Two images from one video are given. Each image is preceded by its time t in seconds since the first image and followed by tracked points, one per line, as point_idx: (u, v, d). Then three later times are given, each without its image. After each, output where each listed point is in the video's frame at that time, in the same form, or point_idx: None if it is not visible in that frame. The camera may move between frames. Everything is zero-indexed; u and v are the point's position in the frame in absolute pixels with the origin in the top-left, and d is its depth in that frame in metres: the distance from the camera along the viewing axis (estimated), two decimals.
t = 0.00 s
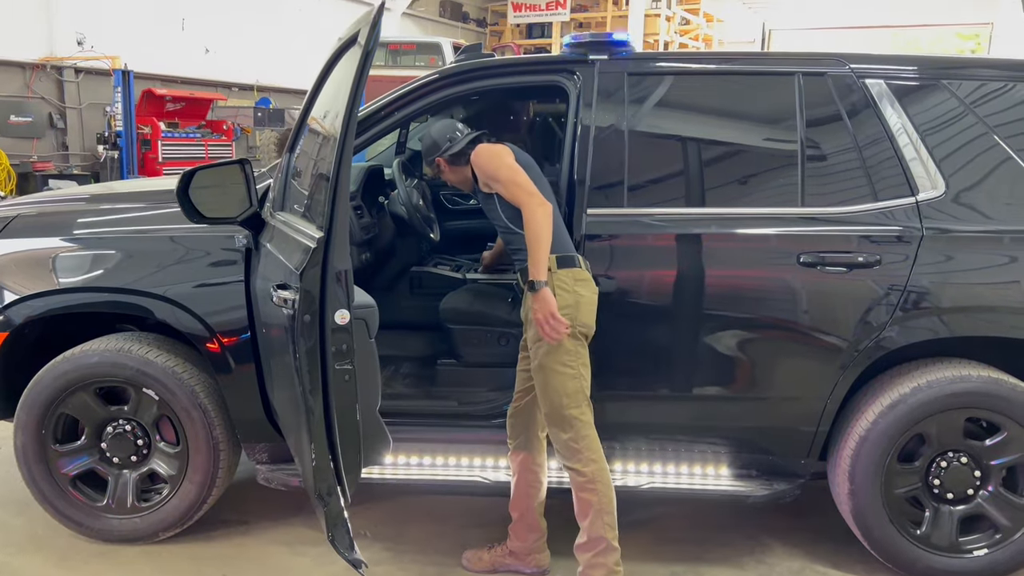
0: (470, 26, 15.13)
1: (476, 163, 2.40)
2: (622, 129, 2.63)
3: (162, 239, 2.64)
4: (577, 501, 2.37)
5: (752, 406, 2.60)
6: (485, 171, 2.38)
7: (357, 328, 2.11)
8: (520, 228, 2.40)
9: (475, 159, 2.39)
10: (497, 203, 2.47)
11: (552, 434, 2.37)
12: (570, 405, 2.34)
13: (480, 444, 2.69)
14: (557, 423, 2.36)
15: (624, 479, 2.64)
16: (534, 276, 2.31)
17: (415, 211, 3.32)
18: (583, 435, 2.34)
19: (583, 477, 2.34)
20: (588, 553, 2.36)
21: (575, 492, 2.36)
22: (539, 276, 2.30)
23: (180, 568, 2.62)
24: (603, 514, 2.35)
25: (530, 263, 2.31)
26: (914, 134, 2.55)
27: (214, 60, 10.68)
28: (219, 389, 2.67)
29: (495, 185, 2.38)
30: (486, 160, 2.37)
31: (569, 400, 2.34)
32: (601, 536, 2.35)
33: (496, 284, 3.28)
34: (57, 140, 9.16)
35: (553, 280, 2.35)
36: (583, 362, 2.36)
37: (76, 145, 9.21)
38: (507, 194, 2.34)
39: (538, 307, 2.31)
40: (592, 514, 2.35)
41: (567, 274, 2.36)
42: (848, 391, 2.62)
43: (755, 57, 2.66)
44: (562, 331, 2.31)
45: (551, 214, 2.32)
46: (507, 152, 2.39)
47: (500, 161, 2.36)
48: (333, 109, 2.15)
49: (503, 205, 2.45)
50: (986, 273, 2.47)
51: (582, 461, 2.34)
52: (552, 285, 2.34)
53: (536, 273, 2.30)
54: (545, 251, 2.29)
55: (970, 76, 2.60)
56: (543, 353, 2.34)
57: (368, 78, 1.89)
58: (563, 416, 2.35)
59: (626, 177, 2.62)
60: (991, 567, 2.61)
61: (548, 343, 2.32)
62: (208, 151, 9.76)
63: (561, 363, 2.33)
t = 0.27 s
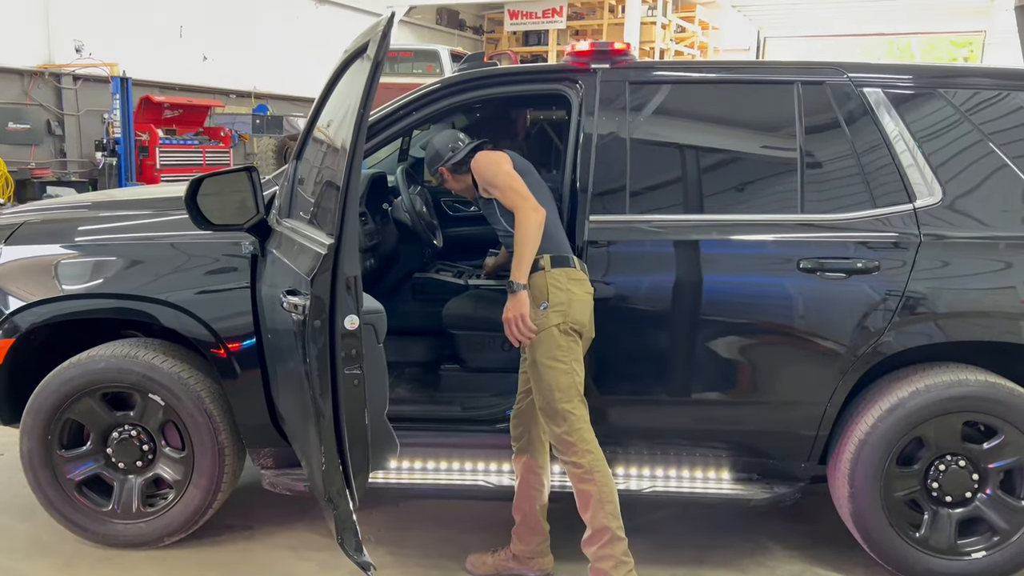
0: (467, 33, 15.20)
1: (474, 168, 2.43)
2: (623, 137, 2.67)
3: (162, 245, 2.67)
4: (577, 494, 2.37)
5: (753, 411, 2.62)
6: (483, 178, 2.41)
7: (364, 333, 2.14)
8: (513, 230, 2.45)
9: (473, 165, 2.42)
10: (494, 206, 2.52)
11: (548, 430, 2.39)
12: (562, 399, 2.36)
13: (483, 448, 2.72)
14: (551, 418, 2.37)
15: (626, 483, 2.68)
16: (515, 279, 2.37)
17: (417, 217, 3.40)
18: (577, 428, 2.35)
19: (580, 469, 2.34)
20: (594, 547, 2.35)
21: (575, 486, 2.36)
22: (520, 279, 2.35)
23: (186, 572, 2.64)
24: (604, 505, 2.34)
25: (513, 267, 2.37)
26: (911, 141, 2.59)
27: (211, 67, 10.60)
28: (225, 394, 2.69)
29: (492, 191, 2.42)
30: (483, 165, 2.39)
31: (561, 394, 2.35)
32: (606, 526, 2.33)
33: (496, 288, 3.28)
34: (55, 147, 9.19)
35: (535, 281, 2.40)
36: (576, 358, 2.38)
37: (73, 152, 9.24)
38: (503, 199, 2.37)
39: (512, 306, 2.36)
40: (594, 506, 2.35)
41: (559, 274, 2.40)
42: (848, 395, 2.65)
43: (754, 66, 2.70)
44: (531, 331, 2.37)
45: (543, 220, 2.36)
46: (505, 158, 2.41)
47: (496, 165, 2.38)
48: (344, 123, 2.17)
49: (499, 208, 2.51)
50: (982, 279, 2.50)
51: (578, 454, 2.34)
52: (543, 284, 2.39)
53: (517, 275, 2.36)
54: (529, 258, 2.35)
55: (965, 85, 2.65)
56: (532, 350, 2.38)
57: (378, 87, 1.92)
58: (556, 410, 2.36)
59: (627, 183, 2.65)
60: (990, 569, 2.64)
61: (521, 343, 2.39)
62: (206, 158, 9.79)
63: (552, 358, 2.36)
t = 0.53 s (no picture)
0: (462, 38, 15.26)
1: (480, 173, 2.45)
2: (624, 142, 2.70)
3: (162, 250, 2.69)
4: (566, 499, 2.41)
5: (754, 412, 2.66)
6: (488, 182, 2.43)
7: (375, 336, 2.17)
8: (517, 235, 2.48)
9: (480, 168, 2.43)
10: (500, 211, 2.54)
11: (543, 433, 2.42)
12: (559, 404, 2.38)
13: (486, 450, 2.74)
14: (547, 421, 2.40)
15: (628, 484, 2.70)
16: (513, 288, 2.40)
17: (421, 221, 3.42)
18: (568, 434, 2.37)
19: (570, 475, 2.37)
20: (579, 551, 2.39)
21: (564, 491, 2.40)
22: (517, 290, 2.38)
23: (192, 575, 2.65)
24: (591, 512, 2.37)
25: (512, 277, 2.40)
26: (908, 144, 2.63)
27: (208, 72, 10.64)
28: (231, 397, 2.71)
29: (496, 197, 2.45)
30: (488, 169, 2.41)
31: (557, 400, 2.38)
32: (591, 532, 2.36)
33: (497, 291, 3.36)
34: (51, 152, 9.19)
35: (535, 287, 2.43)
36: (574, 364, 2.40)
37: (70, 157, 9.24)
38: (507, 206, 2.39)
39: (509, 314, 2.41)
40: (581, 512, 2.38)
41: (562, 280, 2.42)
42: (848, 396, 2.69)
43: (753, 71, 2.74)
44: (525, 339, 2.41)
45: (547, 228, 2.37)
46: (510, 162, 2.43)
47: (501, 170, 2.40)
48: (356, 127, 2.20)
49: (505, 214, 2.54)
50: (979, 281, 2.54)
51: (569, 459, 2.37)
52: (545, 290, 2.40)
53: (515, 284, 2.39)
54: (527, 273, 2.38)
55: (960, 90, 2.69)
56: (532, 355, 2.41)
57: (388, 93, 1.95)
58: (552, 415, 2.39)
59: (629, 187, 2.68)
60: (988, 568, 2.67)
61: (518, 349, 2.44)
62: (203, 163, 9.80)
63: (551, 364, 2.38)
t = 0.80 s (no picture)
0: (457, 41, 15.29)
1: (486, 182, 2.47)
2: (622, 143, 2.73)
3: (161, 252, 2.71)
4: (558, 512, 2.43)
5: (752, 410, 2.68)
6: (494, 192, 2.45)
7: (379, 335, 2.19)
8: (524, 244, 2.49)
9: (486, 178, 2.45)
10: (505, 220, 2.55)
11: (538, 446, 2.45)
12: (556, 418, 2.41)
13: (487, 449, 2.77)
14: (542, 434, 2.43)
15: (628, 482, 2.73)
16: (526, 296, 2.37)
17: (422, 222, 3.46)
18: (562, 448, 2.40)
19: (563, 488, 2.40)
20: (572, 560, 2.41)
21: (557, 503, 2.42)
22: (529, 298, 2.36)
23: None
24: (583, 525, 2.39)
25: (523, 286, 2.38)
26: (903, 144, 2.67)
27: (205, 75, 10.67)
28: (234, 398, 2.72)
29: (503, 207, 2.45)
30: (496, 180, 2.43)
31: (553, 413, 2.41)
32: (582, 544, 2.39)
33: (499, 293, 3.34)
34: (47, 156, 9.17)
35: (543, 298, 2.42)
36: (572, 379, 2.43)
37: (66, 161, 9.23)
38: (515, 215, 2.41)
39: (522, 324, 2.36)
40: (573, 524, 2.40)
41: (567, 291, 2.43)
42: (845, 393, 2.72)
43: (750, 73, 2.77)
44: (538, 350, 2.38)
45: (554, 237, 2.39)
46: (516, 173, 2.45)
47: (509, 182, 2.42)
48: (358, 131, 2.23)
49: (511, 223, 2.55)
50: (973, 280, 2.58)
51: (562, 472, 2.40)
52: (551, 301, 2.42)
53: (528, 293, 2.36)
54: (539, 279, 2.37)
55: (953, 91, 2.73)
56: (532, 367, 2.43)
57: (391, 96, 1.98)
58: (547, 428, 2.42)
59: (628, 187, 2.71)
60: (983, 563, 2.70)
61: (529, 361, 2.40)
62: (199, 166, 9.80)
63: (550, 377, 2.41)
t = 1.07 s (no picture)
0: (451, 41, 15.30)
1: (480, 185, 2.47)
2: (618, 142, 2.75)
3: (158, 252, 2.72)
4: (567, 508, 2.46)
5: (748, 407, 2.71)
6: (488, 194, 2.46)
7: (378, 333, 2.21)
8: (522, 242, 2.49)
9: (480, 181, 2.46)
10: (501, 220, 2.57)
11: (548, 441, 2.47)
12: (566, 413, 2.43)
13: (486, 447, 2.78)
14: (552, 431, 2.45)
15: (626, 479, 2.73)
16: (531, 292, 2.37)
17: (420, 221, 3.42)
18: (574, 444, 2.43)
19: (573, 484, 2.42)
20: (577, 558, 2.44)
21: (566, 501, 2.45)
22: (535, 293, 2.36)
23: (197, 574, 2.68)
24: (591, 522, 2.42)
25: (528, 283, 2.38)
26: (896, 142, 2.69)
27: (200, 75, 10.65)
28: (233, 397, 2.74)
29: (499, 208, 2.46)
30: (490, 181, 2.45)
31: (564, 409, 2.43)
32: (589, 542, 2.42)
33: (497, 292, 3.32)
34: (42, 157, 9.15)
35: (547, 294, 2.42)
36: (581, 373, 2.45)
37: (61, 162, 9.21)
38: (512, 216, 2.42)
39: (531, 321, 2.36)
40: (580, 521, 2.43)
41: (569, 287, 2.44)
42: (840, 389, 2.74)
43: (744, 72, 2.79)
44: (551, 345, 2.37)
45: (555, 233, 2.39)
46: (509, 173, 2.47)
47: (504, 182, 2.44)
48: (355, 131, 2.25)
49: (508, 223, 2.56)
50: (967, 275, 2.60)
51: (572, 469, 2.43)
52: (554, 297, 2.43)
53: (535, 288, 2.36)
54: (544, 275, 2.37)
55: (946, 89, 2.75)
56: (541, 362, 2.43)
57: (389, 95, 1.99)
58: (559, 424, 2.44)
59: (624, 186, 2.73)
60: (977, 556, 2.73)
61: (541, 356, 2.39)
62: (194, 166, 9.79)
63: (560, 373, 2.42)
